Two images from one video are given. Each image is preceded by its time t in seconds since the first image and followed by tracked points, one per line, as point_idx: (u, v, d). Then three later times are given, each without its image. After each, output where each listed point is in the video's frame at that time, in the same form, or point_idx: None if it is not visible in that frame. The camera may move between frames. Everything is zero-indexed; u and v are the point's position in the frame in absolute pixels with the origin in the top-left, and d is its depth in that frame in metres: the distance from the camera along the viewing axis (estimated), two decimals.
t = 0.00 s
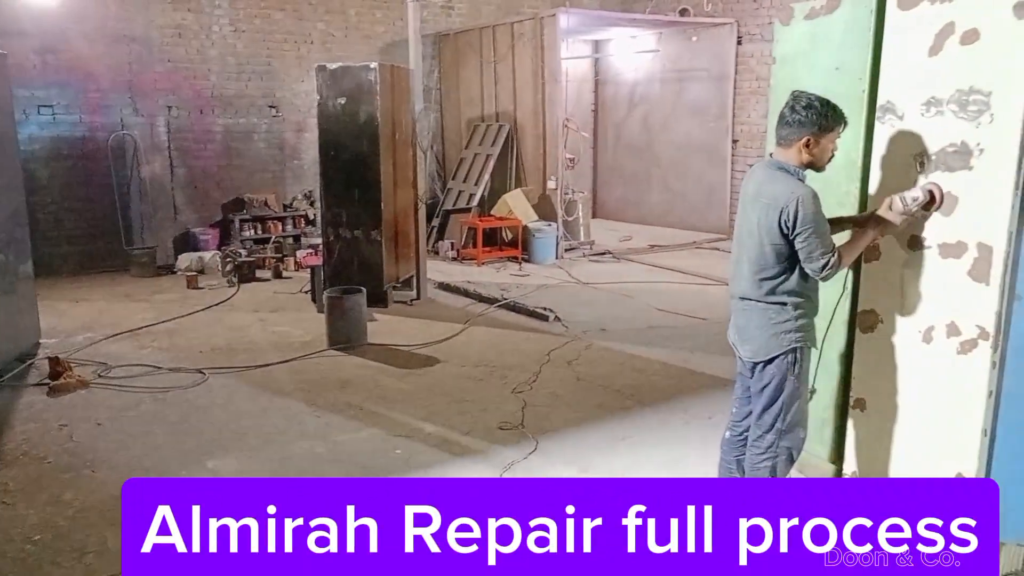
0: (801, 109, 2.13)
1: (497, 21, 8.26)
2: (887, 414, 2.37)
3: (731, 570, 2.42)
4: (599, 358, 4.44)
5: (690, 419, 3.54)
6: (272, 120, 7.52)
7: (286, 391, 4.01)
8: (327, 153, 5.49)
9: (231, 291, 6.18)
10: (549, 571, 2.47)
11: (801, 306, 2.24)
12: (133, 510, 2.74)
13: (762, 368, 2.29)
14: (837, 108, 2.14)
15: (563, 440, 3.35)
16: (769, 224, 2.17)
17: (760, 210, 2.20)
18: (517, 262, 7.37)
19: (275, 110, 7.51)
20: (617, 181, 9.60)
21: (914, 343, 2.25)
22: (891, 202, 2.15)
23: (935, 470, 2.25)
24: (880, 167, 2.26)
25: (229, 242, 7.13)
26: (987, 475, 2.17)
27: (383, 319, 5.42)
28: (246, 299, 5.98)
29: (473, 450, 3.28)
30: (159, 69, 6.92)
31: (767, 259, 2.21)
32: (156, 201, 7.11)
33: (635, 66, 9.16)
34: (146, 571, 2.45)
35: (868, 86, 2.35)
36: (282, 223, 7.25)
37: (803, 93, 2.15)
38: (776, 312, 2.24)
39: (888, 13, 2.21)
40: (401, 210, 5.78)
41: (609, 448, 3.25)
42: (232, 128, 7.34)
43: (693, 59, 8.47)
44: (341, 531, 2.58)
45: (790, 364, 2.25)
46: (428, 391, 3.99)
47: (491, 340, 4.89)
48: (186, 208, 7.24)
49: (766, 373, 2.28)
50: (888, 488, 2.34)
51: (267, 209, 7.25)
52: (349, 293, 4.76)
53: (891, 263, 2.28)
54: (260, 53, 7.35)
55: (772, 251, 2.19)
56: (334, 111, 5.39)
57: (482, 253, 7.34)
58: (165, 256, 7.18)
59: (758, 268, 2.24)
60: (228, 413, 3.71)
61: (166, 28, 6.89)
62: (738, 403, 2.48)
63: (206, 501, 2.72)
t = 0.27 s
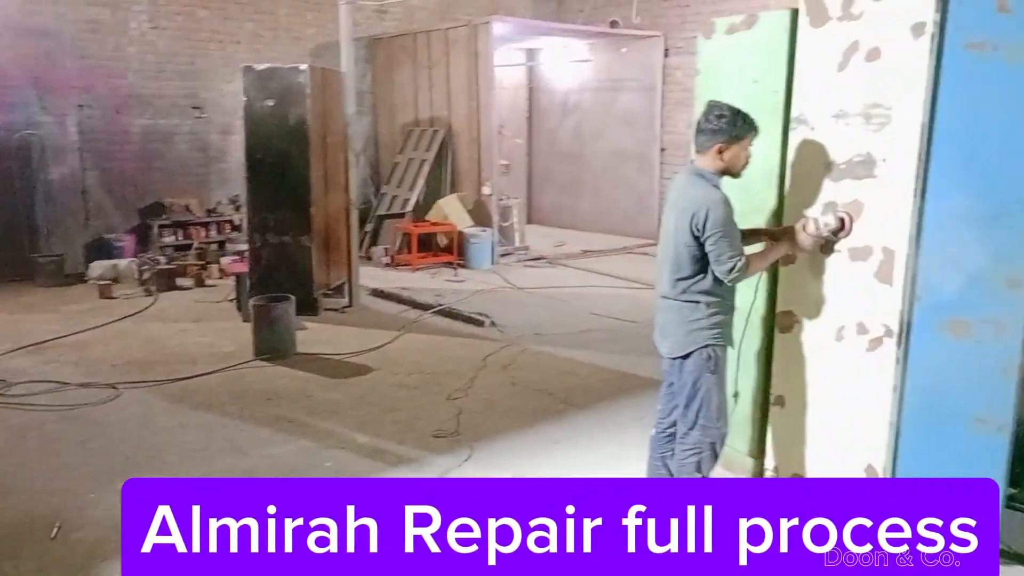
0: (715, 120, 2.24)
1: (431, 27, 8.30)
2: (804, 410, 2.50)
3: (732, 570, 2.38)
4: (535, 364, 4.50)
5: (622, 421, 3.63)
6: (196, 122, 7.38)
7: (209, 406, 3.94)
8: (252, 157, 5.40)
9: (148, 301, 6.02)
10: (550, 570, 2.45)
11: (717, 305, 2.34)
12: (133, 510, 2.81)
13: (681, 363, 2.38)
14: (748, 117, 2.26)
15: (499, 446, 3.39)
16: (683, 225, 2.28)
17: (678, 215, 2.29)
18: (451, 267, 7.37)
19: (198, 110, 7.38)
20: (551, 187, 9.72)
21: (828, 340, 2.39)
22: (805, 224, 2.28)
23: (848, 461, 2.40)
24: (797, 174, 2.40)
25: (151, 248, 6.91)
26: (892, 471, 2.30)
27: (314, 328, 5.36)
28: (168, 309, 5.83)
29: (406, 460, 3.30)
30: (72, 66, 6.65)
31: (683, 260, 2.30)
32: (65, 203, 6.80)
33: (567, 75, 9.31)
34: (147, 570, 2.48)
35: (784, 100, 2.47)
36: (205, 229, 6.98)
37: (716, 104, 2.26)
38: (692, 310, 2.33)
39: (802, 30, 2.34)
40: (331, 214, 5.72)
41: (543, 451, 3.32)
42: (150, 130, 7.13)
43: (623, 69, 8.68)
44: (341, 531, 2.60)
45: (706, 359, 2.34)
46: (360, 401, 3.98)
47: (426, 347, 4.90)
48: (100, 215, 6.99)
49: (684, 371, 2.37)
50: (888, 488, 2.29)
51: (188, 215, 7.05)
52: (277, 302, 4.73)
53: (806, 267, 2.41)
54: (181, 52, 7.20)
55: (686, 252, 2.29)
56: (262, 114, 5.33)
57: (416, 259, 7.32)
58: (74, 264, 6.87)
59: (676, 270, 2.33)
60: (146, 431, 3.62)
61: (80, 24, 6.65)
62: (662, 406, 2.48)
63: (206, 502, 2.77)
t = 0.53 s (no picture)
0: (625, 122, 2.25)
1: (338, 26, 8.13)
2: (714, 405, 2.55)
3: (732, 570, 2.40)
4: (449, 366, 4.46)
5: (537, 421, 3.63)
6: (89, 122, 6.99)
7: (108, 418, 3.73)
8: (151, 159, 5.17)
9: (40, 311, 5.65)
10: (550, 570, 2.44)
11: (625, 304, 2.35)
12: (133, 510, 2.79)
13: (591, 361, 2.39)
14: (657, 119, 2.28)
15: (415, 450, 3.34)
16: (594, 227, 2.28)
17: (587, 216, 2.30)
18: (362, 271, 7.24)
19: (92, 111, 6.99)
20: (464, 188, 9.69)
21: (734, 337, 2.44)
22: (714, 227, 2.32)
23: (753, 454, 2.45)
24: (702, 174, 2.45)
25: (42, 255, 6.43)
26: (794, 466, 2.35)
27: (220, 335, 5.16)
28: (60, 319, 5.50)
29: (318, 468, 3.20)
30: None
31: (593, 261, 2.32)
32: None
33: (478, 76, 9.30)
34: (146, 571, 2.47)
35: (688, 101, 2.53)
36: (101, 234, 6.58)
37: (625, 106, 2.26)
38: (600, 309, 2.34)
39: (705, 33, 2.40)
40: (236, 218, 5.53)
41: (459, 455, 3.29)
42: (40, 131, 6.71)
43: (533, 71, 8.74)
44: (341, 531, 2.58)
45: (614, 357, 2.35)
46: (271, 408, 3.85)
47: (338, 352, 4.79)
48: None
49: (596, 370, 2.38)
50: (889, 489, 2.29)
51: (84, 219, 6.60)
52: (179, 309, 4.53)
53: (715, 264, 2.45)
54: (73, 49, 6.81)
55: (598, 253, 2.30)
56: (160, 114, 5.10)
57: (326, 262, 7.15)
58: None
59: (585, 270, 2.35)
60: (38, 447, 3.40)
61: None
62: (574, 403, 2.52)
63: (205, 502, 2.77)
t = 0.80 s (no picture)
0: (567, 122, 2.24)
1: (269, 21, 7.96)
2: (654, 398, 2.59)
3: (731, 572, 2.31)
4: (390, 366, 4.41)
5: (480, 419, 3.62)
6: (7, 120, 6.69)
7: (35, 428, 3.58)
8: (76, 158, 4.99)
9: None
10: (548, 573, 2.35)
11: (571, 303, 2.35)
12: (133, 510, 2.71)
13: (536, 359, 2.39)
14: (599, 118, 2.28)
15: (357, 452, 3.29)
16: (540, 226, 2.27)
17: (533, 215, 2.28)
18: (300, 271, 7.11)
19: (10, 108, 6.69)
20: (403, 186, 9.61)
21: (673, 331, 2.47)
22: (655, 215, 2.33)
23: (692, 446, 2.48)
24: (638, 170, 2.48)
25: None
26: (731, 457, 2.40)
27: (152, 339, 5.00)
28: None
29: (257, 472, 3.13)
30: None
31: (539, 260, 2.31)
32: None
33: (414, 72, 9.22)
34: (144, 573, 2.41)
35: (622, 97, 2.56)
36: (23, 236, 6.27)
37: (567, 105, 2.26)
38: (546, 308, 2.34)
39: (638, 30, 2.42)
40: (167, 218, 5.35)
41: (401, 455, 3.25)
42: None
43: (469, 68, 8.71)
44: (341, 531, 2.49)
45: (561, 356, 2.35)
46: (207, 413, 3.74)
47: (276, 354, 4.69)
48: None
49: (542, 367, 2.38)
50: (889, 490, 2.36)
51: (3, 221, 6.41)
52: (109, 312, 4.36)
53: (653, 258, 2.48)
54: None
55: (544, 252, 2.29)
56: (85, 112, 4.92)
57: (262, 263, 6.99)
58: None
59: (531, 268, 2.33)
60: None
61: None
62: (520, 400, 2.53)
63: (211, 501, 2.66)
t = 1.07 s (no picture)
0: (533, 118, 2.22)
1: (224, 19, 7.82)
2: (615, 394, 2.60)
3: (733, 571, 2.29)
4: (352, 367, 4.36)
5: (444, 418, 3.60)
6: None
7: None
8: (25, 159, 4.85)
9: None
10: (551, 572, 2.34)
11: (540, 303, 2.34)
12: (133, 512, 2.67)
13: (505, 361, 2.37)
14: (565, 114, 2.25)
15: (320, 454, 3.24)
16: (509, 224, 2.24)
17: (502, 214, 2.26)
18: (259, 271, 7.00)
19: None
20: (363, 185, 9.52)
21: (634, 327, 2.48)
22: (620, 201, 2.30)
23: (655, 441, 2.49)
24: (598, 168, 2.49)
25: None
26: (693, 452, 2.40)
27: (107, 343, 4.88)
28: None
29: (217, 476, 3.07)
30: None
31: (508, 259, 2.28)
32: None
33: (373, 71, 9.14)
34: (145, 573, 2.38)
35: (581, 96, 2.56)
36: None
37: (532, 102, 2.24)
38: (516, 308, 2.31)
39: (595, 28, 2.43)
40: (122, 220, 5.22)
41: (364, 456, 3.22)
42: None
43: (428, 67, 8.66)
44: (341, 531, 2.47)
45: (530, 357, 2.33)
46: (165, 417, 3.66)
47: (235, 356, 4.61)
48: None
49: (510, 367, 2.36)
50: (886, 489, 2.43)
51: None
52: (63, 316, 4.25)
53: (614, 255, 2.50)
54: None
55: (513, 251, 2.26)
56: (34, 112, 4.77)
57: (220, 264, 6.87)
58: None
59: (500, 268, 2.31)
60: None
61: None
62: (488, 399, 2.51)
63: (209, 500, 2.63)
